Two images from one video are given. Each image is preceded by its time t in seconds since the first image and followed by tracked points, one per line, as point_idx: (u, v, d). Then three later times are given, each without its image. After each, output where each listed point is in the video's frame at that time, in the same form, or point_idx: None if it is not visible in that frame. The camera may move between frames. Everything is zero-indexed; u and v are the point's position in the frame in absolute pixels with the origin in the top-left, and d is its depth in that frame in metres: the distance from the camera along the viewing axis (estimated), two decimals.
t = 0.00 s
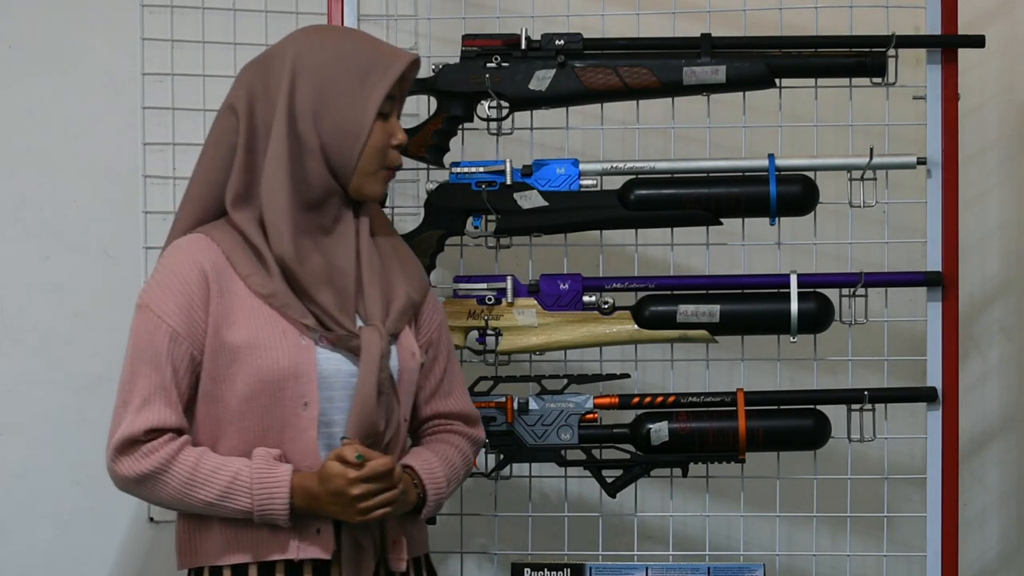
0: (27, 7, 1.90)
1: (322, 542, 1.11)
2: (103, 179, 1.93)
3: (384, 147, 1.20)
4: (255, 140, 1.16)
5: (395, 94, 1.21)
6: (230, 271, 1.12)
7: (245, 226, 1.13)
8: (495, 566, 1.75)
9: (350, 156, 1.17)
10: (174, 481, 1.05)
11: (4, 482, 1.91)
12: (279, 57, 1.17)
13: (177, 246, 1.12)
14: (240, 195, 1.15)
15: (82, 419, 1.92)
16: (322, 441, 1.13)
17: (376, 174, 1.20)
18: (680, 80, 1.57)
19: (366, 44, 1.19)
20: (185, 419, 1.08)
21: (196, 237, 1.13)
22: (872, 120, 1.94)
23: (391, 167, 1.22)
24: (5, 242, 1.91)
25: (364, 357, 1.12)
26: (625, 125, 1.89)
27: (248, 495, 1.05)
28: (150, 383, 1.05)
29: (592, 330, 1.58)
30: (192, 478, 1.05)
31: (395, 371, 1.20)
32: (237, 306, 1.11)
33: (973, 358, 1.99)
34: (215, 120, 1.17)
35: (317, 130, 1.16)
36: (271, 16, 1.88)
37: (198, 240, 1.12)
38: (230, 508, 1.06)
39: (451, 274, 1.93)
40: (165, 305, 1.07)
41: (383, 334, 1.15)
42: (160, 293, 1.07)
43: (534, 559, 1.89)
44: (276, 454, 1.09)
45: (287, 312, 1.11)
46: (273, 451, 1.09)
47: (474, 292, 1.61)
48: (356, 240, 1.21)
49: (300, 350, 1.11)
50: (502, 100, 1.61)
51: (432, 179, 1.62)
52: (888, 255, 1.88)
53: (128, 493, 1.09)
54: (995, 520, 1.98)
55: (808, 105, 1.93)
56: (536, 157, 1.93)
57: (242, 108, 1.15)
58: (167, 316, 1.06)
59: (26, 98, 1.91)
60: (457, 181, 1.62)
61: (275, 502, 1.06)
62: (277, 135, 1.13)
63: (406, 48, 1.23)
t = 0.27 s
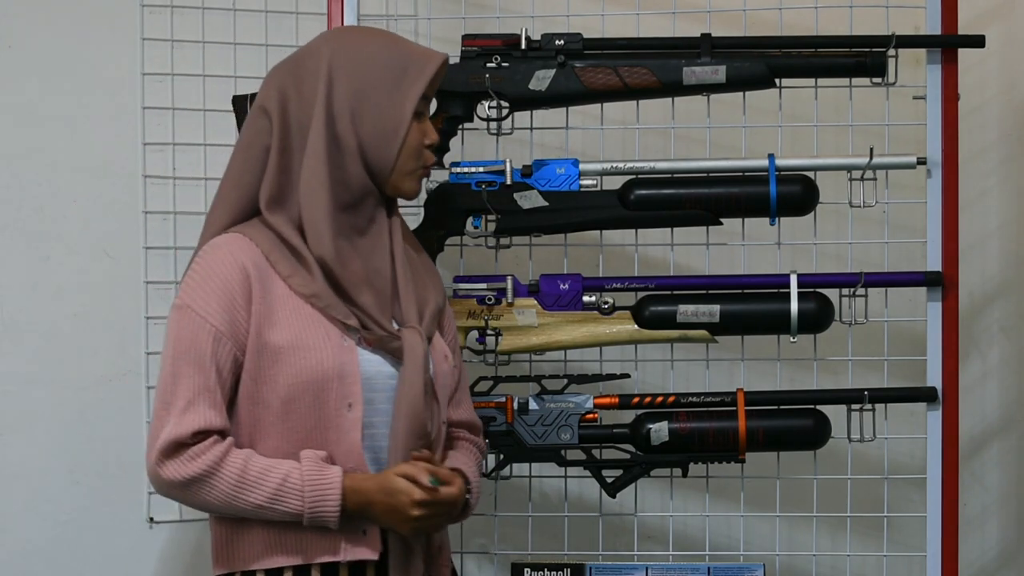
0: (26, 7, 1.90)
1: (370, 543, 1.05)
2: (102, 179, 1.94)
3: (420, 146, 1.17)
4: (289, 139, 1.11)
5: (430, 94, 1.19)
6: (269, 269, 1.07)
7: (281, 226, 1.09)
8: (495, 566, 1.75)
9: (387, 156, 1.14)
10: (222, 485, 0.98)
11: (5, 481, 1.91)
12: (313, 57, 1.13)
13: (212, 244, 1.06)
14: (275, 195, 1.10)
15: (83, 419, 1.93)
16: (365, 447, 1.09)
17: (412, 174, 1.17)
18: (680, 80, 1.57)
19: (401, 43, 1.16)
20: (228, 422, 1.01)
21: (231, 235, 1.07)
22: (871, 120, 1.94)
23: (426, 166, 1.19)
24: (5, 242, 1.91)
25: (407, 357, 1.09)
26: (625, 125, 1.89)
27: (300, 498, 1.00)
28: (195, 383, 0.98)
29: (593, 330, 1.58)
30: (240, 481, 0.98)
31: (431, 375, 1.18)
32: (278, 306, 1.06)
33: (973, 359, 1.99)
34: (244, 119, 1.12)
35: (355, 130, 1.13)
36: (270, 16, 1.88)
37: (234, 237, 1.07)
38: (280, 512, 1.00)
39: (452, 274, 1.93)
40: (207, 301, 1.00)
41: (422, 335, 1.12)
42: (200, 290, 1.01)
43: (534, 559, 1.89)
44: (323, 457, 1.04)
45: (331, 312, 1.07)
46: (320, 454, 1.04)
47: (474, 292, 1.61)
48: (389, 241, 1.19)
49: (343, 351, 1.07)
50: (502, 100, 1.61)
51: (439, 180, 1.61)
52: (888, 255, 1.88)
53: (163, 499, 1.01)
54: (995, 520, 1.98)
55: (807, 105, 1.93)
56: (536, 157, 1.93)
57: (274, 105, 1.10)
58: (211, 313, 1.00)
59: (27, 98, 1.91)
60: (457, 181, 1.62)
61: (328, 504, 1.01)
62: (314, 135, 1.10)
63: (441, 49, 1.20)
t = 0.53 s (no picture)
0: (26, 7, 1.90)
1: (394, 547, 1.08)
2: (102, 178, 1.93)
3: (436, 152, 1.19)
4: (309, 140, 1.12)
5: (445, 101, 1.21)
6: (290, 273, 1.06)
7: (303, 226, 1.09)
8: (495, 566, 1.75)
9: (407, 160, 1.17)
10: (251, 491, 0.96)
11: (4, 481, 1.91)
12: (334, 57, 1.14)
13: (233, 248, 1.04)
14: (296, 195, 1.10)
15: (82, 418, 1.93)
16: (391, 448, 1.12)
17: (427, 179, 1.20)
18: (680, 80, 1.57)
19: (420, 48, 1.18)
20: (252, 428, 1.00)
21: (252, 238, 1.06)
22: (871, 120, 1.94)
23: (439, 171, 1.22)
24: (5, 242, 1.91)
25: (435, 362, 1.14)
26: (625, 125, 1.89)
27: (328, 503, 0.99)
28: (222, 389, 0.96)
29: (593, 330, 1.58)
30: (269, 487, 0.97)
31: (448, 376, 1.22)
32: (300, 311, 1.05)
33: (972, 358, 1.99)
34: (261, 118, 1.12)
35: (375, 133, 1.15)
36: (270, 16, 1.88)
37: (255, 240, 1.05)
38: (307, 518, 0.99)
39: (452, 274, 1.93)
40: (233, 305, 0.98)
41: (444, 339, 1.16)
42: (225, 294, 0.99)
43: (534, 559, 1.89)
44: (348, 462, 1.04)
45: (357, 316, 1.07)
46: (345, 460, 1.04)
47: (474, 292, 1.61)
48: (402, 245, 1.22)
49: (366, 354, 1.07)
50: (502, 100, 1.61)
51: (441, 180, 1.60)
52: (888, 255, 1.88)
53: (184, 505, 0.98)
54: (995, 520, 1.98)
55: (807, 105, 1.93)
56: (536, 157, 1.93)
57: (295, 105, 1.11)
58: (236, 318, 0.98)
59: (26, 98, 1.91)
60: (457, 181, 1.62)
61: (357, 509, 1.00)
62: (338, 137, 1.11)
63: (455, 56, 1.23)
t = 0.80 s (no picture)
0: (26, 8, 1.90)
1: (395, 547, 1.11)
2: (102, 179, 1.93)
3: (438, 156, 1.22)
4: (313, 139, 1.14)
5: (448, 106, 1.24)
6: (291, 274, 1.10)
7: (306, 226, 1.12)
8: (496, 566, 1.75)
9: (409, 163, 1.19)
10: (249, 491, 1.00)
11: (5, 481, 1.91)
12: (341, 58, 1.17)
13: (234, 248, 1.07)
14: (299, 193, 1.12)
15: (82, 419, 1.93)
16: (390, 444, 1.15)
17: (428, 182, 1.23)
18: (680, 80, 1.57)
19: (426, 53, 1.20)
20: (251, 427, 1.03)
21: (253, 239, 1.09)
22: (872, 120, 1.94)
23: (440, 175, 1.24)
24: (5, 243, 1.91)
25: (437, 362, 1.17)
26: (625, 125, 1.89)
27: (325, 504, 1.02)
28: (220, 389, 0.99)
29: (593, 330, 1.58)
30: (267, 487, 1.00)
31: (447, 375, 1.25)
32: (300, 311, 1.09)
33: (972, 359, 1.99)
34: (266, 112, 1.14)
35: (378, 135, 1.17)
36: (270, 16, 1.88)
37: (255, 241, 1.08)
38: (306, 517, 1.02)
39: (452, 274, 1.93)
40: (231, 307, 1.02)
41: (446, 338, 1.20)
42: (223, 296, 1.02)
43: (534, 559, 1.89)
44: (346, 463, 1.06)
45: (357, 316, 1.11)
46: (343, 461, 1.06)
47: (474, 292, 1.61)
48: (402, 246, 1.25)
49: (366, 353, 1.10)
50: (502, 100, 1.61)
51: (442, 180, 1.60)
52: (888, 255, 1.88)
53: (185, 503, 1.02)
54: (995, 520, 1.98)
55: (808, 105, 1.94)
56: (536, 157, 1.93)
57: (301, 102, 1.13)
58: (234, 319, 1.01)
59: (26, 98, 1.91)
60: (457, 181, 1.62)
61: (354, 510, 1.03)
62: (342, 138, 1.13)
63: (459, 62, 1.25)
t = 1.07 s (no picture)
0: (27, 8, 1.90)
1: (391, 546, 1.11)
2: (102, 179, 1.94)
3: (435, 159, 1.22)
4: (310, 141, 1.15)
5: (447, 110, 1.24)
6: (285, 275, 1.11)
7: (301, 229, 1.13)
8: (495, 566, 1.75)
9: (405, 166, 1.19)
10: (243, 490, 1.00)
11: (5, 481, 1.91)
12: (338, 60, 1.17)
13: (228, 250, 1.09)
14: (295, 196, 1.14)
15: (82, 418, 1.93)
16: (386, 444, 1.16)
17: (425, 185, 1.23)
18: (680, 80, 1.57)
19: (423, 57, 1.20)
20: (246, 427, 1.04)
21: (247, 240, 1.10)
22: (872, 120, 1.94)
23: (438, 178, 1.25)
24: (5, 242, 1.91)
25: (432, 362, 1.17)
26: (625, 125, 1.89)
27: (320, 504, 1.03)
28: (215, 389, 1.00)
29: (593, 330, 1.58)
30: (261, 486, 1.01)
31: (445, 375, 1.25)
32: (293, 312, 1.10)
33: (972, 359, 1.99)
34: (265, 115, 1.16)
35: (373, 137, 1.17)
36: (270, 16, 1.88)
37: (250, 242, 1.10)
38: (300, 517, 1.03)
39: (452, 274, 1.93)
40: (224, 308, 1.02)
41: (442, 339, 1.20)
42: (217, 296, 1.03)
43: (534, 559, 1.89)
44: (341, 463, 1.07)
45: (351, 317, 1.11)
46: (338, 460, 1.07)
47: (474, 292, 1.61)
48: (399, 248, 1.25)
49: (360, 353, 1.11)
50: (502, 100, 1.61)
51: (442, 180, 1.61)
52: (888, 255, 1.88)
53: (181, 503, 1.03)
54: (995, 520, 1.98)
55: (807, 105, 1.94)
56: (536, 157, 1.93)
57: (298, 105, 1.14)
58: (227, 320, 1.02)
59: (26, 98, 1.91)
60: (457, 181, 1.62)
61: (348, 508, 1.03)
62: (337, 140, 1.13)
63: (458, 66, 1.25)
